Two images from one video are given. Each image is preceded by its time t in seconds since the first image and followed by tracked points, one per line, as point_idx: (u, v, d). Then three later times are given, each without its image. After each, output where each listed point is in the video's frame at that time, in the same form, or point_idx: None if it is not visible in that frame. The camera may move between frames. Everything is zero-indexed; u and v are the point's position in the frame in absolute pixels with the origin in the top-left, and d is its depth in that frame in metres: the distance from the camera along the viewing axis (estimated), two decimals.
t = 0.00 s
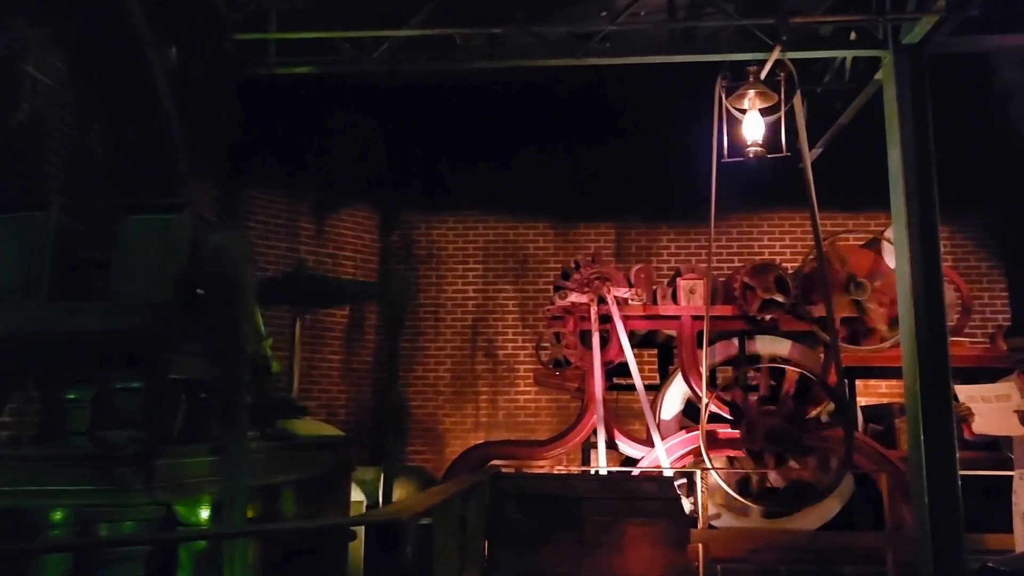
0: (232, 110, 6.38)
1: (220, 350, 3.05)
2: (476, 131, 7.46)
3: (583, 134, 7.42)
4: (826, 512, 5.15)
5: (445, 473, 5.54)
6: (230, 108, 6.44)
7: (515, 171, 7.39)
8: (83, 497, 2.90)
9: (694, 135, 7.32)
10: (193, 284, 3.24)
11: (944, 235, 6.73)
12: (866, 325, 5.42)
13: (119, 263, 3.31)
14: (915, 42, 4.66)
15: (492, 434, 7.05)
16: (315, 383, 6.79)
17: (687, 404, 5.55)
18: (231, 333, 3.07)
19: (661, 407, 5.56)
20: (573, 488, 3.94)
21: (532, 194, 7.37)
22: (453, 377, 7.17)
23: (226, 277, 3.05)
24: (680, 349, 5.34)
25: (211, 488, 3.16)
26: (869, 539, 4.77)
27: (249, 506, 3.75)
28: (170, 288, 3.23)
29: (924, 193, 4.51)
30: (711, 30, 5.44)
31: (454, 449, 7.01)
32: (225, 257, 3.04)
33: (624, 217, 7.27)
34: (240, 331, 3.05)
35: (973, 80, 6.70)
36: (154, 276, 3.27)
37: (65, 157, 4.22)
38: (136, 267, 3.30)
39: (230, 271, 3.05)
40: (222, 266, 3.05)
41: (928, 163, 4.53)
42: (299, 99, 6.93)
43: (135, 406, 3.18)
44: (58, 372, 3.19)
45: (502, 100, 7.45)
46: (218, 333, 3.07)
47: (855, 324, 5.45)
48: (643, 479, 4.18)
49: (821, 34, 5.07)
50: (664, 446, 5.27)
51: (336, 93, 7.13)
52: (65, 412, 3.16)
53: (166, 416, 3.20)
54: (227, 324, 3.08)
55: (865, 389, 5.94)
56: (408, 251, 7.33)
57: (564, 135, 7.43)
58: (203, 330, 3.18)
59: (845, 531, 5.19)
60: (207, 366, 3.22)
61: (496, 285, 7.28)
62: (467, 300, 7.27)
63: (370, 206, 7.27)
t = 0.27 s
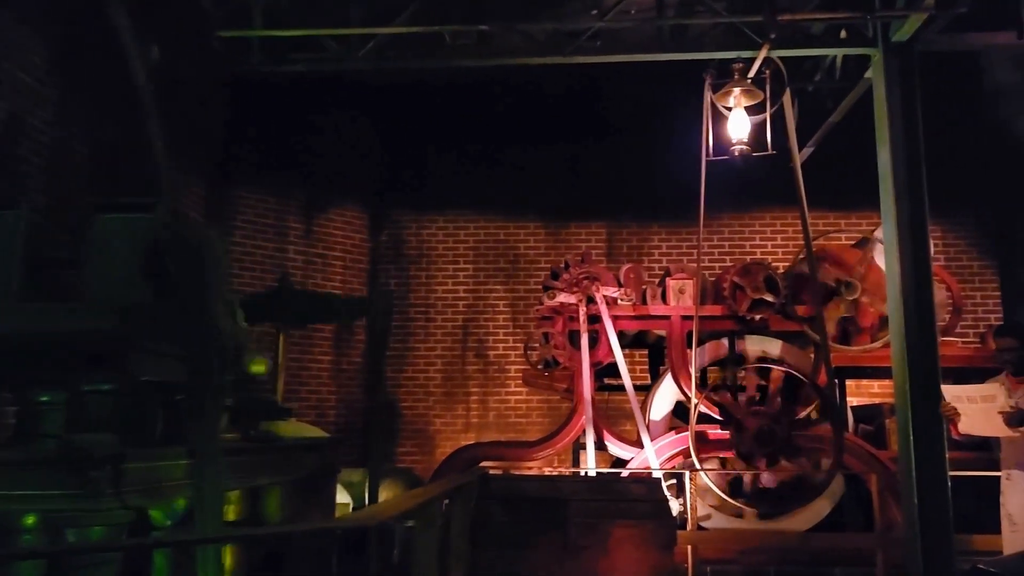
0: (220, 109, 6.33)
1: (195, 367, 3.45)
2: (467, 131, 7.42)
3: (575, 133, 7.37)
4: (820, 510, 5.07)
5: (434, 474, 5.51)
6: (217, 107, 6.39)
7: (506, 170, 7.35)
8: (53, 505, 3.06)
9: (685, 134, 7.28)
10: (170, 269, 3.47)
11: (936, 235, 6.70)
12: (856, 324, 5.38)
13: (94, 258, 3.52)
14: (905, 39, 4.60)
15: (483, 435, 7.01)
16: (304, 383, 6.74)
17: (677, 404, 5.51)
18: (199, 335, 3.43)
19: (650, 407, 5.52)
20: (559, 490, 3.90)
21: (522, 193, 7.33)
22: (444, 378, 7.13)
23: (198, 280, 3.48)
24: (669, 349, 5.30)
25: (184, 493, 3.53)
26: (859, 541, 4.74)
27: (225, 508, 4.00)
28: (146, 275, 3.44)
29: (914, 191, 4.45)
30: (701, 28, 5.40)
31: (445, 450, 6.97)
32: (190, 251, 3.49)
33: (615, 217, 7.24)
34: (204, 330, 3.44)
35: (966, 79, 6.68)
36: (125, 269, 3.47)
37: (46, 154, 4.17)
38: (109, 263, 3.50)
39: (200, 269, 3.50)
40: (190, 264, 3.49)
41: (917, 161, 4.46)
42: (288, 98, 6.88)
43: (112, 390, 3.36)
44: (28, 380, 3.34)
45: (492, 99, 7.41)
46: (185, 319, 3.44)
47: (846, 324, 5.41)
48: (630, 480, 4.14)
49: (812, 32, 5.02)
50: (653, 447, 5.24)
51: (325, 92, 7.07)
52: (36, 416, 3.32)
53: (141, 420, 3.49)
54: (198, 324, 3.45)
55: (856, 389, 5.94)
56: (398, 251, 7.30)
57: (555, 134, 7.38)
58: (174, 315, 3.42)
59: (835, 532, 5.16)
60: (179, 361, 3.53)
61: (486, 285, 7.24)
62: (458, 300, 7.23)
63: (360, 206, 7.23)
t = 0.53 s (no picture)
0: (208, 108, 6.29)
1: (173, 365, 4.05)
2: (458, 130, 7.37)
3: (566, 132, 7.33)
4: (811, 511, 5.09)
5: (423, 475, 5.47)
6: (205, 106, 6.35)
7: (497, 170, 7.31)
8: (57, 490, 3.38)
9: (678, 133, 7.24)
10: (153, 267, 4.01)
11: (929, 234, 6.68)
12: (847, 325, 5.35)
13: (73, 258, 3.91)
14: (896, 38, 4.55)
15: (474, 436, 6.97)
16: (294, 384, 6.70)
17: (667, 406, 5.48)
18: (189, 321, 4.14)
19: (640, 408, 5.48)
20: (547, 492, 3.86)
21: (514, 193, 7.29)
22: (435, 379, 7.09)
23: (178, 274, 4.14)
24: (659, 350, 5.27)
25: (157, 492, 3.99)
26: (850, 543, 4.70)
27: (208, 511, 4.55)
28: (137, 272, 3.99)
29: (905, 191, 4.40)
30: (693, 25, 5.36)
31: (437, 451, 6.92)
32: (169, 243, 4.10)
33: (607, 217, 7.20)
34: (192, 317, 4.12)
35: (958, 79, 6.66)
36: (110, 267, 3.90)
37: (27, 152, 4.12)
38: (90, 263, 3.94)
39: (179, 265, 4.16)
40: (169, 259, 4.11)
41: (908, 160, 4.41)
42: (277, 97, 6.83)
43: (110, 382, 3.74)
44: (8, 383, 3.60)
45: (483, 98, 7.38)
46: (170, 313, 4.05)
47: (837, 324, 5.38)
48: (618, 482, 4.10)
49: (803, 30, 4.98)
50: (643, 448, 5.20)
51: (314, 91, 7.02)
52: (13, 418, 3.52)
53: (125, 418, 3.96)
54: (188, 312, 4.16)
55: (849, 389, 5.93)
56: (389, 251, 7.25)
57: (546, 133, 7.34)
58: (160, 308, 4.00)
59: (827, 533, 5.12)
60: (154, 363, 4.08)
61: (478, 285, 7.20)
62: (449, 300, 7.19)
63: (350, 206, 7.19)
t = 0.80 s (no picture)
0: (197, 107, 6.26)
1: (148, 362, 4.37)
2: (449, 128, 7.33)
3: (558, 131, 7.29)
4: (803, 512, 5.03)
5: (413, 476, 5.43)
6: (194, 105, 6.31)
7: (488, 168, 7.26)
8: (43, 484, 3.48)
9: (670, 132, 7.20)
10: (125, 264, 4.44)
11: (922, 233, 6.65)
12: (839, 324, 5.32)
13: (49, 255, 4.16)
14: (887, 36, 4.50)
15: (466, 436, 6.93)
16: (284, 385, 6.63)
17: (658, 406, 5.44)
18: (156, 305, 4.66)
19: (632, 408, 5.45)
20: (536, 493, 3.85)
21: (505, 192, 7.24)
22: (426, 379, 7.04)
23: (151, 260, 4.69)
24: (650, 350, 5.23)
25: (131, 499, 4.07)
26: (842, 544, 4.67)
27: (191, 514, 4.61)
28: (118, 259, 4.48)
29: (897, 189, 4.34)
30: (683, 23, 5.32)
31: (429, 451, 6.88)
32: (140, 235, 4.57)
33: (599, 216, 7.17)
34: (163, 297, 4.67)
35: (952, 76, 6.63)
36: (90, 260, 4.29)
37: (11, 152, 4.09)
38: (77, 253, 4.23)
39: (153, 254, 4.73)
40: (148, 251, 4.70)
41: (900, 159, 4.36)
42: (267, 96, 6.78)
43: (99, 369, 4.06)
44: None
45: (474, 97, 7.35)
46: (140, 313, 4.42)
47: (830, 324, 5.33)
48: (607, 483, 4.07)
49: (794, 27, 4.93)
50: (633, 449, 5.17)
51: (304, 89, 6.98)
52: None
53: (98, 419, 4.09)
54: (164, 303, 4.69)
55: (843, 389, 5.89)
56: (380, 250, 7.21)
57: (538, 132, 7.30)
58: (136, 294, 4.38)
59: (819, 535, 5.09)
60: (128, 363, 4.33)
61: (469, 284, 7.16)
62: (441, 300, 7.15)
63: (341, 205, 7.15)
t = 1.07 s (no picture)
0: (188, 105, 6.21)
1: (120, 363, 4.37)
2: (443, 126, 7.28)
3: (552, 128, 7.24)
4: (796, 513, 5.00)
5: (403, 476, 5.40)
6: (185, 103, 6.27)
7: (482, 166, 7.21)
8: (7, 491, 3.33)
9: (665, 129, 7.16)
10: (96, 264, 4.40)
11: (918, 232, 6.61)
12: (832, 324, 5.27)
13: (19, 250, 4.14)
14: (880, 33, 4.44)
15: (459, 435, 6.89)
16: (273, 384, 6.58)
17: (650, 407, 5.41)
18: (132, 295, 4.73)
19: (623, 408, 5.42)
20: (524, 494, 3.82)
21: (499, 190, 7.20)
22: (419, 378, 7.00)
23: (130, 249, 4.78)
24: (642, 349, 5.19)
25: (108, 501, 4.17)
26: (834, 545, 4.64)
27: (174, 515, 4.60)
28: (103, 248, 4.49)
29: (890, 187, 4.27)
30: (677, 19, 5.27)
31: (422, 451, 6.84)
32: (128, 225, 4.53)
33: (593, 215, 7.12)
34: (142, 288, 4.75)
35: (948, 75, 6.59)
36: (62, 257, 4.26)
37: None
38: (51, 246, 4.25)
39: (133, 245, 4.83)
40: (127, 240, 4.79)
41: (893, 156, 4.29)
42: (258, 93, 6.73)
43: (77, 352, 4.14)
44: None
45: (468, 94, 7.30)
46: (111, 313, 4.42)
47: (824, 323, 5.29)
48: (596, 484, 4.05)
49: (788, 23, 4.88)
50: (624, 450, 5.14)
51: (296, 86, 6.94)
52: None
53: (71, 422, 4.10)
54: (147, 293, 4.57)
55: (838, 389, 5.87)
56: (373, 249, 7.17)
57: (532, 129, 7.25)
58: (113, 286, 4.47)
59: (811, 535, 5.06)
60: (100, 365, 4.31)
61: (462, 283, 7.12)
62: (434, 299, 7.11)
63: (333, 204, 7.10)
